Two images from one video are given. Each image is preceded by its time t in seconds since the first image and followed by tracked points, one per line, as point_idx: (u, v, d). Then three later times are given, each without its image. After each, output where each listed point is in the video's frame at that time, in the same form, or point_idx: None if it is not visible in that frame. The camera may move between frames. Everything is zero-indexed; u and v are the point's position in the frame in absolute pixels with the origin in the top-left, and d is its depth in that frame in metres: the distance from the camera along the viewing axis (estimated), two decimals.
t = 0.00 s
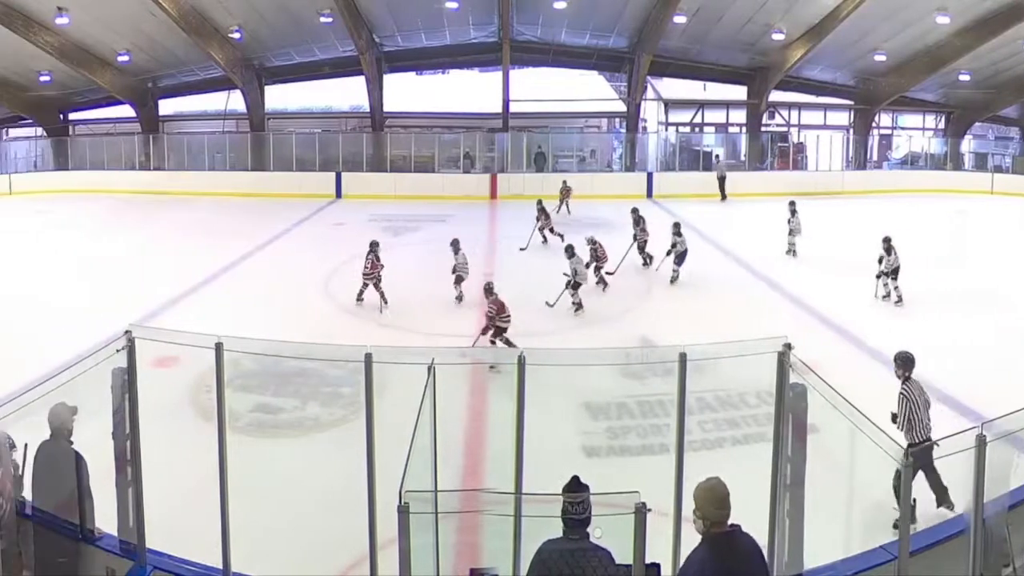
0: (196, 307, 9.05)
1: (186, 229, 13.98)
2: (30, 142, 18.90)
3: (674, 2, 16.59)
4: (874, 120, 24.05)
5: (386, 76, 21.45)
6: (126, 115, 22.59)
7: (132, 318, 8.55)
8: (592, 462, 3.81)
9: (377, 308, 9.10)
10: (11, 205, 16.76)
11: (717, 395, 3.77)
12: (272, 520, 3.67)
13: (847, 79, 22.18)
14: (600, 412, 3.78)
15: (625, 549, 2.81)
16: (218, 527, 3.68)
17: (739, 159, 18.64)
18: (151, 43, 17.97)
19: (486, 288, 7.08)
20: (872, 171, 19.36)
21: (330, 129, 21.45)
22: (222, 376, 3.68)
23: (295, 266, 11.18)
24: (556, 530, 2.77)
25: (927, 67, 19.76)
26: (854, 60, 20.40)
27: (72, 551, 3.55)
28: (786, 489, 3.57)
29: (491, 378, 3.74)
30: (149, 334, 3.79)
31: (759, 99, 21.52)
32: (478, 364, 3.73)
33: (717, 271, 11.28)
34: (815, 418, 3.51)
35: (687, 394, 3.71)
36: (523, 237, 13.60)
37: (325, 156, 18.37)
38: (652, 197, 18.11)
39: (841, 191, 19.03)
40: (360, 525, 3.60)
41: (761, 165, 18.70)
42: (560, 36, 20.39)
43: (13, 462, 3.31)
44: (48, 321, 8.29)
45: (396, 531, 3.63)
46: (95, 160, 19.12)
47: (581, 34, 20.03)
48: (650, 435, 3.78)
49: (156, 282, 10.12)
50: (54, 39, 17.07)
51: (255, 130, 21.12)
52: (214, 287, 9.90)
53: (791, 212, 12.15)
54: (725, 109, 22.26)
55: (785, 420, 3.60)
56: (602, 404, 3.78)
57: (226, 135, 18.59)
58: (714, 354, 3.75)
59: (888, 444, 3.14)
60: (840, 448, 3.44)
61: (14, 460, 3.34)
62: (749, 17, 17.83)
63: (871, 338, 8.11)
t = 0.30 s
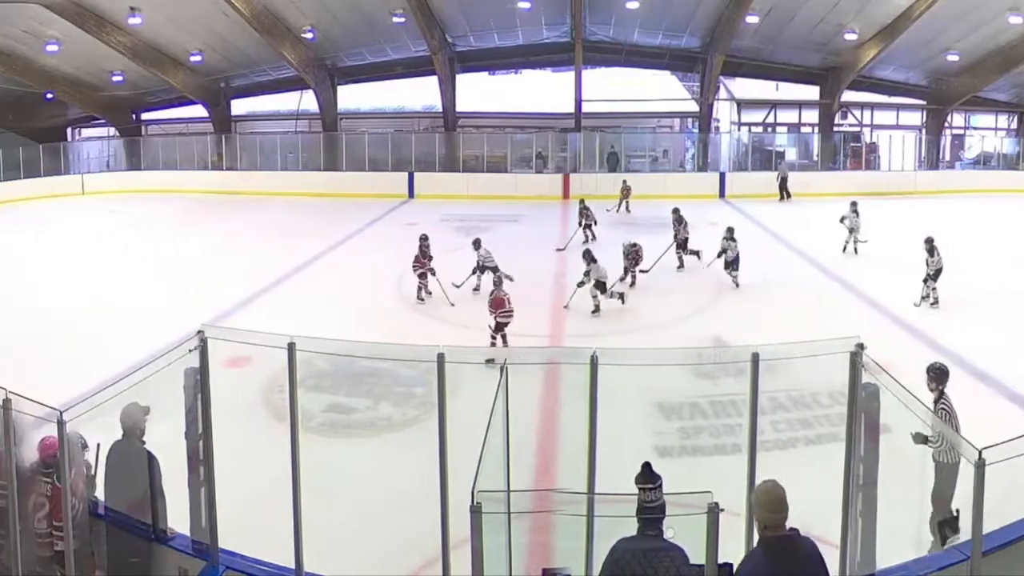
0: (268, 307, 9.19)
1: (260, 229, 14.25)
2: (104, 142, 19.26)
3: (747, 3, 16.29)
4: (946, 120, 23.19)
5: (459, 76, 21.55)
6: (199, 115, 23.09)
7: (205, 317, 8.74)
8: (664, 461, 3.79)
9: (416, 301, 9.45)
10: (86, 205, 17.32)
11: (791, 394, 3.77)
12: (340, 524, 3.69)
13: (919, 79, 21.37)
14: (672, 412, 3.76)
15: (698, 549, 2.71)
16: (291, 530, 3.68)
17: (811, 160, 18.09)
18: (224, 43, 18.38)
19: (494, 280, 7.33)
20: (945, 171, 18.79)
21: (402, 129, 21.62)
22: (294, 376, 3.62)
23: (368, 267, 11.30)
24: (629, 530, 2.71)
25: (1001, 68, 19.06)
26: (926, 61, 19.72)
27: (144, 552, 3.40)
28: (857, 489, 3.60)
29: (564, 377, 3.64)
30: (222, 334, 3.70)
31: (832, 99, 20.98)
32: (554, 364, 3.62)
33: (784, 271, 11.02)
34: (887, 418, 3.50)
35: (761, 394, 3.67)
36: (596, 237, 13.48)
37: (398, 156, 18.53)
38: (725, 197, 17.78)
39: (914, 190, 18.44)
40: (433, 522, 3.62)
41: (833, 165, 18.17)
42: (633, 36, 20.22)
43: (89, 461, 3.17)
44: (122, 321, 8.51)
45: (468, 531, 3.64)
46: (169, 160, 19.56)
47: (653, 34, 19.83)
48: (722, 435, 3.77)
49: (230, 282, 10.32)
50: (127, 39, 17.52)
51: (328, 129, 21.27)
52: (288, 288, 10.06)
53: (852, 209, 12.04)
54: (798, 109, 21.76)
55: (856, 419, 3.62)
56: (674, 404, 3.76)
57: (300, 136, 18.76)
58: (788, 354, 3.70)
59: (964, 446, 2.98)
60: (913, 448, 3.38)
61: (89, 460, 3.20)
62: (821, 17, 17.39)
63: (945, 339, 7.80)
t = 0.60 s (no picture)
0: (336, 307, 9.30)
1: (327, 229, 14.44)
2: (171, 142, 19.65)
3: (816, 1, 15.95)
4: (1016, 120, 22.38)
5: (527, 76, 21.53)
6: (266, 115, 23.47)
7: (273, 318, 8.88)
8: (732, 461, 3.89)
9: (459, 299, 9.56)
10: (155, 205, 17.78)
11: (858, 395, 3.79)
12: (410, 524, 3.75)
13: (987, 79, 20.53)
14: (740, 412, 3.88)
15: (765, 548, 2.73)
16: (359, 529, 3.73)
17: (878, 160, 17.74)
18: (291, 43, 18.70)
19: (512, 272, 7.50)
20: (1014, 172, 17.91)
21: (469, 129, 21.69)
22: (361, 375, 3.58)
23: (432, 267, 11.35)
24: (701, 530, 2.66)
25: None
26: (993, 61, 18.99)
27: (212, 553, 3.40)
28: (925, 488, 3.56)
29: (631, 377, 3.67)
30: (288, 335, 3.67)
31: (899, 99, 20.40)
32: (620, 364, 3.68)
33: (850, 272, 10.74)
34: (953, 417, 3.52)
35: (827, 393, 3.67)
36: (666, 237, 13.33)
37: (466, 156, 18.64)
38: (793, 197, 17.49)
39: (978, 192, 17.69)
40: (501, 525, 3.59)
41: (901, 165, 17.72)
42: (701, 36, 19.96)
43: (154, 462, 3.23)
44: (190, 321, 8.70)
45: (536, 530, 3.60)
46: (237, 160, 19.73)
47: (721, 34, 19.53)
48: (789, 435, 3.86)
49: (299, 282, 10.48)
50: (194, 39, 17.94)
51: (396, 129, 21.61)
52: (355, 288, 10.17)
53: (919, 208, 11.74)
54: (866, 110, 21.17)
55: (924, 419, 3.49)
56: (742, 404, 3.86)
57: (368, 136, 19.03)
58: (853, 354, 3.67)
59: None
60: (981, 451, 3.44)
61: (157, 460, 3.28)
62: (888, 18, 16.93)
63: (1018, 342, 7.52)
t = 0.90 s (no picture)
0: (382, 307, 9.35)
1: (371, 229, 14.55)
2: (218, 142, 19.83)
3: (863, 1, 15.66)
4: None
5: (573, 76, 21.45)
6: (312, 116, 23.71)
7: (318, 317, 8.96)
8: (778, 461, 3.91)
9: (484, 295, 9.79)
10: (203, 206, 18.07)
11: (905, 395, 3.74)
12: (455, 518, 3.76)
13: None
14: (785, 412, 3.82)
15: (812, 548, 2.65)
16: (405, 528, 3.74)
17: (925, 159, 17.34)
18: (338, 43, 18.86)
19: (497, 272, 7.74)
20: None
21: (517, 128, 21.74)
22: (408, 376, 3.60)
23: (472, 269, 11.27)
24: (747, 529, 2.67)
25: None
26: None
27: (259, 552, 3.44)
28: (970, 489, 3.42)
29: (677, 377, 3.59)
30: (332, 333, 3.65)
31: (945, 99, 19.84)
32: (666, 365, 3.59)
33: (895, 272, 10.52)
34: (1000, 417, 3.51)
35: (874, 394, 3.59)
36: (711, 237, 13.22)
37: (512, 156, 18.63)
38: (839, 197, 17.23)
39: None
40: (547, 525, 3.59)
41: (947, 165, 17.31)
42: (747, 36, 19.73)
43: (203, 461, 3.24)
44: (235, 321, 8.81)
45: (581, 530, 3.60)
46: (283, 159, 20.04)
47: (767, 34, 19.29)
48: (836, 435, 3.81)
49: (345, 282, 10.56)
50: (241, 39, 18.18)
51: (443, 129, 21.73)
52: (400, 288, 10.22)
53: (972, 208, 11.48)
54: (912, 110, 20.79)
55: (967, 419, 3.39)
56: (788, 405, 3.80)
57: (414, 137, 19.08)
58: (899, 354, 3.57)
59: None
60: None
61: (203, 461, 3.26)
62: (934, 18, 16.57)
63: None
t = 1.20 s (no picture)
0: (405, 307, 9.37)
1: (393, 229, 14.59)
2: (242, 142, 20.03)
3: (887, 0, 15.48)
4: None
5: (597, 76, 21.39)
6: (336, 116, 23.81)
7: (341, 318, 8.99)
8: (802, 462, 3.72)
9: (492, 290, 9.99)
10: (226, 205, 18.22)
11: (932, 395, 3.61)
12: (488, 519, 3.72)
13: None
14: (809, 412, 3.65)
15: (836, 548, 2.68)
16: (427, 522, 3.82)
17: (948, 159, 17.07)
18: (361, 43, 18.93)
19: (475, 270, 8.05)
20: None
21: (541, 128, 21.73)
22: (432, 376, 3.66)
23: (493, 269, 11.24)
24: (770, 528, 2.64)
25: None
26: None
27: (282, 551, 3.55)
28: (995, 490, 3.52)
29: (702, 377, 3.61)
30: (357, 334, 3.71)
31: (969, 99, 19.70)
32: (691, 364, 3.60)
33: (918, 273, 10.38)
34: None
35: (898, 395, 3.58)
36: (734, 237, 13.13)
37: (536, 156, 18.60)
38: (863, 197, 17.08)
39: None
40: (572, 523, 3.64)
41: (970, 165, 17.06)
42: (771, 36, 19.60)
43: (226, 461, 3.24)
44: (257, 321, 8.87)
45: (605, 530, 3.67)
46: (308, 159, 20.13)
47: (792, 34, 19.14)
48: (859, 435, 3.73)
49: (367, 283, 10.59)
50: (264, 39, 18.29)
51: (466, 129, 21.74)
52: (423, 288, 10.23)
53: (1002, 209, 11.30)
54: (936, 110, 20.40)
55: (993, 421, 3.47)
56: (811, 404, 3.64)
57: (437, 136, 19.10)
58: (923, 355, 3.59)
59: None
60: None
61: (227, 461, 3.27)
62: (958, 17, 16.38)
63: None
